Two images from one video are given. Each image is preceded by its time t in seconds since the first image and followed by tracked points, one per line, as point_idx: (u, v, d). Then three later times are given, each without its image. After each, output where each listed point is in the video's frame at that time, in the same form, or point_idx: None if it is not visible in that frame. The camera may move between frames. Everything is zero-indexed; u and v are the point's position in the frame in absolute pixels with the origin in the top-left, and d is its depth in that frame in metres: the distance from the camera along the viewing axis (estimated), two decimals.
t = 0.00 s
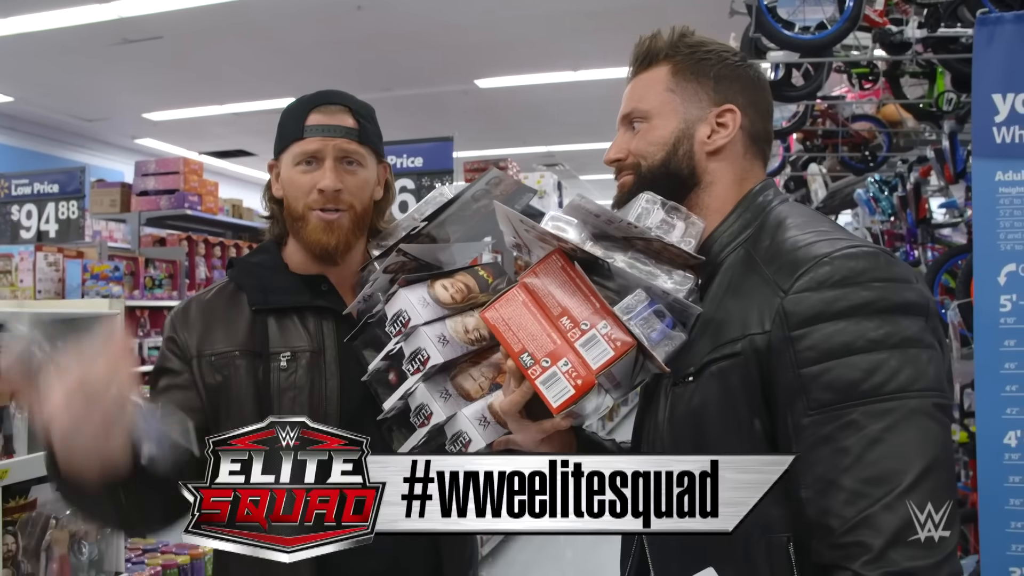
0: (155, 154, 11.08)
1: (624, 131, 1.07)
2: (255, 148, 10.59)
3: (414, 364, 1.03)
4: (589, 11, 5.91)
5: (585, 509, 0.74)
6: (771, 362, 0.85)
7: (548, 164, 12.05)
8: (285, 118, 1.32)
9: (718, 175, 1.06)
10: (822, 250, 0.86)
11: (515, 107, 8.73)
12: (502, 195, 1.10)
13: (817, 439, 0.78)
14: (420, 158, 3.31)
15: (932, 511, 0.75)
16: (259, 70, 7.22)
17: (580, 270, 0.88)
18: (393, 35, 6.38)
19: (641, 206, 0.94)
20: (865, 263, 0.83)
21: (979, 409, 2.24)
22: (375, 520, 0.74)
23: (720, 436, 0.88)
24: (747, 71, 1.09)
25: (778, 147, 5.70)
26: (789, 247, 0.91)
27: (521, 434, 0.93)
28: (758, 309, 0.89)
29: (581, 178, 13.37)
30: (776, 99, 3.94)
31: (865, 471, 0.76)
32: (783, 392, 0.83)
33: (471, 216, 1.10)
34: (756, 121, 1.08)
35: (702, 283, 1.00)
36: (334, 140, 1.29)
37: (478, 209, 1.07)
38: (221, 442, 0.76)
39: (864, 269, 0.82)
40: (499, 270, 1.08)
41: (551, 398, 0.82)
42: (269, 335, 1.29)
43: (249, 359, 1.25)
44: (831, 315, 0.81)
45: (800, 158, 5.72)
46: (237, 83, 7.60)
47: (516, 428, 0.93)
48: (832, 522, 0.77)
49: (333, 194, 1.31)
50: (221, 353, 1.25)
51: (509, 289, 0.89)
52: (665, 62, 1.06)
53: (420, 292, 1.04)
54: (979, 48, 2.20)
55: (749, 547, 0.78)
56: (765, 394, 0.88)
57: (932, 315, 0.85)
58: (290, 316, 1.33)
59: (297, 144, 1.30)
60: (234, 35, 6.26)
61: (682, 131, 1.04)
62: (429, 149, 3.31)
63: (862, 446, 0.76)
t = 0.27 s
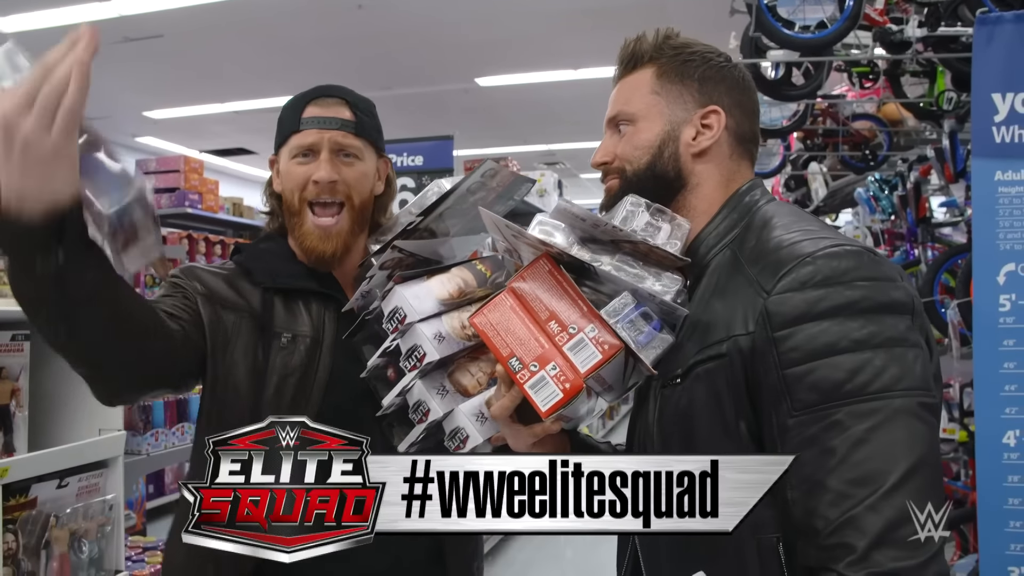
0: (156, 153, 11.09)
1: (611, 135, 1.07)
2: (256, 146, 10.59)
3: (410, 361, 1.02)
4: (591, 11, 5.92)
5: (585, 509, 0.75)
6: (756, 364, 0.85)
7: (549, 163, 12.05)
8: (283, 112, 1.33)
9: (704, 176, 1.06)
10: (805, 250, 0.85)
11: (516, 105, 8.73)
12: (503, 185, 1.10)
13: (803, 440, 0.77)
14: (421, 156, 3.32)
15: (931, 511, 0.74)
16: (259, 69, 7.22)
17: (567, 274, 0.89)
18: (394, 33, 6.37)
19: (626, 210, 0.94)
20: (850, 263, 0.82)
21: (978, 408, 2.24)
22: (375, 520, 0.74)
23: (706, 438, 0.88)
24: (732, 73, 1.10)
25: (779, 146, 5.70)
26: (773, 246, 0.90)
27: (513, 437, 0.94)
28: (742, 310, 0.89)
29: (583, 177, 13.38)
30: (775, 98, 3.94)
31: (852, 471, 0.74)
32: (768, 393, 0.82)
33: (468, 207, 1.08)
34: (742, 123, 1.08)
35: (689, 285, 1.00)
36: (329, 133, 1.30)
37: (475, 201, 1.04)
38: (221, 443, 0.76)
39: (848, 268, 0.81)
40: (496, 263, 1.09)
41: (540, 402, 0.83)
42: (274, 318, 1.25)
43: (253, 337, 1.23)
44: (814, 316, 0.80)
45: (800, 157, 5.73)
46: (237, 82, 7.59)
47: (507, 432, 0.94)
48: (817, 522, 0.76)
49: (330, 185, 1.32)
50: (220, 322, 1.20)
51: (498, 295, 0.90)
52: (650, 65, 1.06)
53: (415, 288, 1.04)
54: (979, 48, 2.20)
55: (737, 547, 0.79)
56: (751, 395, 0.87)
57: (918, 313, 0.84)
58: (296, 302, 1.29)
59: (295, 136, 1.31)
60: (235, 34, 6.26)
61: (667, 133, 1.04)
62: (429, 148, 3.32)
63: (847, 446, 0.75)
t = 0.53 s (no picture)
0: (160, 153, 11.11)
1: (609, 135, 1.08)
2: (259, 146, 10.60)
3: (409, 370, 1.04)
4: (594, 11, 5.92)
5: (586, 509, 0.72)
6: (752, 365, 0.85)
7: (551, 163, 12.05)
8: (289, 120, 1.34)
9: (702, 177, 1.06)
10: (803, 251, 0.85)
11: (518, 105, 8.73)
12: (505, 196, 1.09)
13: (799, 443, 0.77)
14: (423, 156, 3.31)
15: (931, 511, 0.74)
16: (263, 69, 7.22)
17: (564, 275, 0.89)
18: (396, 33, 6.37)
19: (623, 212, 0.94)
20: (847, 264, 0.82)
21: (981, 409, 2.23)
22: (374, 520, 0.71)
23: (702, 438, 0.88)
24: (731, 73, 1.09)
25: (782, 147, 5.70)
26: (771, 247, 0.90)
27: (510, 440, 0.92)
28: (738, 310, 0.88)
29: (585, 178, 13.38)
30: (778, 99, 3.93)
31: (847, 474, 0.74)
32: (765, 394, 0.82)
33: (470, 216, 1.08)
34: (740, 123, 1.08)
35: (687, 286, 1.00)
36: (337, 143, 1.31)
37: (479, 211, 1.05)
38: (220, 442, 0.71)
39: (846, 270, 0.81)
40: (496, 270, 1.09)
41: (536, 403, 0.83)
42: (276, 329, 1.25)
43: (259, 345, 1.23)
44: (811, 317, 0.80)
45: (803, 157, 5.72)
46: (240, 82, 7.60)
47: (503, 433, 0.93)
48: (812, 526, 0.75)
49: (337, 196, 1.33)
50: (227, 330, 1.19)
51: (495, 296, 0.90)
52: (648, 64, 1.06)
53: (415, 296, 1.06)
54: (982, 48, 2.20)
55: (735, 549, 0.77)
56: (748, 396, 0.87)
57: (918, 316, 0.84)
58: (297, 315, 1.29)
59: (301, 145, 1.31)
60: (238, 34, 6.27)
61: (665, 133, 1.04)
62: (432, 148, 3.32)
63: (842, 450, 0.74)
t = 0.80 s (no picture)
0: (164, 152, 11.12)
1: (610, 131, 1.07)
2: (263, 145, 10.61)
3: (409, 369, 1.03)
4: (598, 10, 5.90)
5: (586, 509, 0.73)
6: (753, 364, 0.84)
7: (556, 162, 12.05)
8: (287, 114, 1.33)
9: (703, 174, 1.05)
10: (805, 248, 0.84)
11: (523, 104, 8.72)
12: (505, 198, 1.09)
13: (800, 443, 0.77)
14: (427, 155, 3.30)
15: (931, 510, 0.73)
16: (267, 68, 7.23)
17: (565, 273, 0.89)
18: (400, 32, 6.37)
19: (625, 210, 0.93)
20: (850, 262, 0.81)
21: (985, 410, 2.22)
22: (374, 520, 0.73)
23: (701, 437, 0.87)
24: (732, 69, 1.09)
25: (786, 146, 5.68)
26: (773, 244, 0.89)
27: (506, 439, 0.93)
28: (740, 308, 0.88)
29: (589, 177, 13.36)
30: (783, 98, 3.91)
31: (850, 475, 0.73)
32: (766, 392, 0.81)
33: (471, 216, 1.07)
34: (742, 119, 1.07)
35: (687, 283, 0.99)
36: (346, 133, 1.31)
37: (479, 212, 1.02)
38: (220, 442, 0.73)
39: (848, 268, 0.80)
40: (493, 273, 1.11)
41: (535, 402, 0.82)
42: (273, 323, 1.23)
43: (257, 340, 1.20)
44: (812, 315, 0.79)
45: (808, 157, 5.70)
46: (244, 80, 7.61)
47: (502, 433, 0.93)
48: (814, 527, 0.75)
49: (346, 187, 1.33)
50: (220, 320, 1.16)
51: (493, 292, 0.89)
52: (649, 61, 1.06)
53: (416, 296, 1.05)
54: (987, 47, 2.19)
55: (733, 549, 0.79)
56: (748, 395, 0.86)
57: (921, 315, 0.83)
58: (294, 309, 1.27)
59: (305, 138, 1.31)
60: (242, 32, 6.27)
61: (665, 130, 1.03)
62: (435, 147, 3.30)
63: (845, 449, 0.74)
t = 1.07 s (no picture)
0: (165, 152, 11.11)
1: (610, 130, 1.06)
2: (264, 145, 10.62)
3: (412, 360, 1.02)
4: (599, 10, 5.89)
5: (585, 510, 0.73)
6: (756, 365, 0.83)
7: (557, 163, 12.05)
8: (291, 111, 1.36)
9: (705, 173, 1.04)
10: (808, 247, 0.83)
11: (524, 105, 8.72)
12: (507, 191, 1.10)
13: (804, 444, 0.76)
14: (428, 155, 3.29)
15: (930, 510, 0.72)
16: (268, 68, 7.23)
17: (566, 273, 0.88)
18: (402, 33, 6.37)
19: (626, 206, 0.92)
20: (853, 262, 0.80)
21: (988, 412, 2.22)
22: (374, 520, 0.72)
23: (703, 438, 0.87)
24: (736, 68, 1.08)
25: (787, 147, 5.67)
26: (776, 243, 0.88)
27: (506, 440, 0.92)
28: (743, 308, 0.87)
29: (589, 178, 13.36)
30: (784, 99, 3.91)
31: (855, 476, 0.73)
32: (770, 393, 0.81)
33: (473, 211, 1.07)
34: (744, 119, 1.06)
35: (689, 283, 0.98)
36: (335, 124, 1.32)
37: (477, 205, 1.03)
38: (220, 443, 0.73)
39: (852, 267, 0.80)
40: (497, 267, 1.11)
41: (535, 402, 0.81)
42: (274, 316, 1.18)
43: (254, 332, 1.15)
44: (815, 316, 0.78)
45: (809, 158, 5.69)
46: (245, 81, 7.61)
47: (502, 433, 0.92)
48: (819, 529, 0.74)
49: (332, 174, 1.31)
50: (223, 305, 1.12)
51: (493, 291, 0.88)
52: (650, 59, 1.05)
53: (418, 287, 1.04)
54: (991, 47, 2.18)
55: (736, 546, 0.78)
56: (750, 396, 0.85)
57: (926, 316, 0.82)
58: (296, 303, 1.22)
59: (300, 128, 1.33)
60: (243, 32, 6.26)
61: (667, 130, 1.03)
62: (436, 147, 3.29)
63: (850, 450, 0.73)
